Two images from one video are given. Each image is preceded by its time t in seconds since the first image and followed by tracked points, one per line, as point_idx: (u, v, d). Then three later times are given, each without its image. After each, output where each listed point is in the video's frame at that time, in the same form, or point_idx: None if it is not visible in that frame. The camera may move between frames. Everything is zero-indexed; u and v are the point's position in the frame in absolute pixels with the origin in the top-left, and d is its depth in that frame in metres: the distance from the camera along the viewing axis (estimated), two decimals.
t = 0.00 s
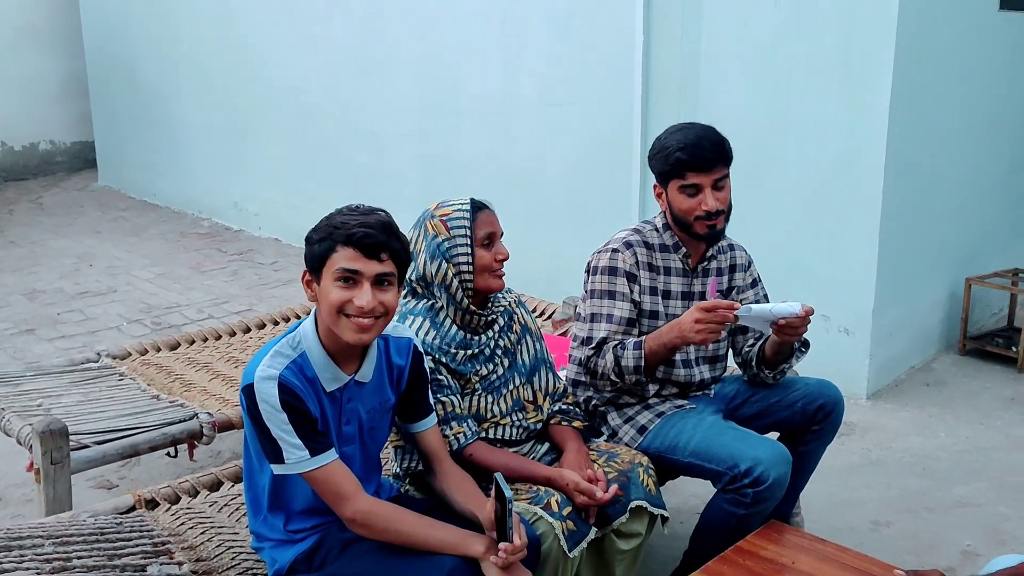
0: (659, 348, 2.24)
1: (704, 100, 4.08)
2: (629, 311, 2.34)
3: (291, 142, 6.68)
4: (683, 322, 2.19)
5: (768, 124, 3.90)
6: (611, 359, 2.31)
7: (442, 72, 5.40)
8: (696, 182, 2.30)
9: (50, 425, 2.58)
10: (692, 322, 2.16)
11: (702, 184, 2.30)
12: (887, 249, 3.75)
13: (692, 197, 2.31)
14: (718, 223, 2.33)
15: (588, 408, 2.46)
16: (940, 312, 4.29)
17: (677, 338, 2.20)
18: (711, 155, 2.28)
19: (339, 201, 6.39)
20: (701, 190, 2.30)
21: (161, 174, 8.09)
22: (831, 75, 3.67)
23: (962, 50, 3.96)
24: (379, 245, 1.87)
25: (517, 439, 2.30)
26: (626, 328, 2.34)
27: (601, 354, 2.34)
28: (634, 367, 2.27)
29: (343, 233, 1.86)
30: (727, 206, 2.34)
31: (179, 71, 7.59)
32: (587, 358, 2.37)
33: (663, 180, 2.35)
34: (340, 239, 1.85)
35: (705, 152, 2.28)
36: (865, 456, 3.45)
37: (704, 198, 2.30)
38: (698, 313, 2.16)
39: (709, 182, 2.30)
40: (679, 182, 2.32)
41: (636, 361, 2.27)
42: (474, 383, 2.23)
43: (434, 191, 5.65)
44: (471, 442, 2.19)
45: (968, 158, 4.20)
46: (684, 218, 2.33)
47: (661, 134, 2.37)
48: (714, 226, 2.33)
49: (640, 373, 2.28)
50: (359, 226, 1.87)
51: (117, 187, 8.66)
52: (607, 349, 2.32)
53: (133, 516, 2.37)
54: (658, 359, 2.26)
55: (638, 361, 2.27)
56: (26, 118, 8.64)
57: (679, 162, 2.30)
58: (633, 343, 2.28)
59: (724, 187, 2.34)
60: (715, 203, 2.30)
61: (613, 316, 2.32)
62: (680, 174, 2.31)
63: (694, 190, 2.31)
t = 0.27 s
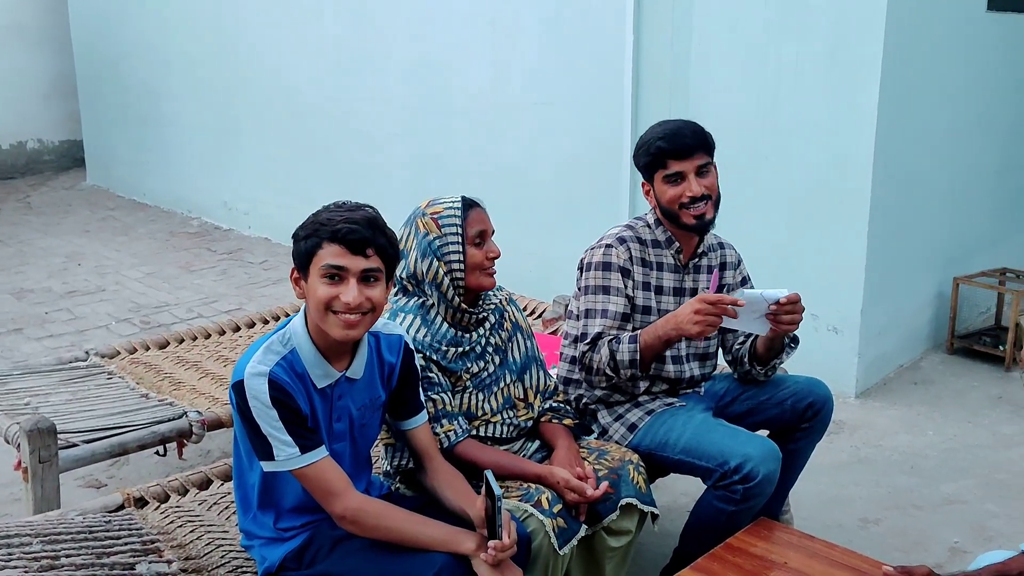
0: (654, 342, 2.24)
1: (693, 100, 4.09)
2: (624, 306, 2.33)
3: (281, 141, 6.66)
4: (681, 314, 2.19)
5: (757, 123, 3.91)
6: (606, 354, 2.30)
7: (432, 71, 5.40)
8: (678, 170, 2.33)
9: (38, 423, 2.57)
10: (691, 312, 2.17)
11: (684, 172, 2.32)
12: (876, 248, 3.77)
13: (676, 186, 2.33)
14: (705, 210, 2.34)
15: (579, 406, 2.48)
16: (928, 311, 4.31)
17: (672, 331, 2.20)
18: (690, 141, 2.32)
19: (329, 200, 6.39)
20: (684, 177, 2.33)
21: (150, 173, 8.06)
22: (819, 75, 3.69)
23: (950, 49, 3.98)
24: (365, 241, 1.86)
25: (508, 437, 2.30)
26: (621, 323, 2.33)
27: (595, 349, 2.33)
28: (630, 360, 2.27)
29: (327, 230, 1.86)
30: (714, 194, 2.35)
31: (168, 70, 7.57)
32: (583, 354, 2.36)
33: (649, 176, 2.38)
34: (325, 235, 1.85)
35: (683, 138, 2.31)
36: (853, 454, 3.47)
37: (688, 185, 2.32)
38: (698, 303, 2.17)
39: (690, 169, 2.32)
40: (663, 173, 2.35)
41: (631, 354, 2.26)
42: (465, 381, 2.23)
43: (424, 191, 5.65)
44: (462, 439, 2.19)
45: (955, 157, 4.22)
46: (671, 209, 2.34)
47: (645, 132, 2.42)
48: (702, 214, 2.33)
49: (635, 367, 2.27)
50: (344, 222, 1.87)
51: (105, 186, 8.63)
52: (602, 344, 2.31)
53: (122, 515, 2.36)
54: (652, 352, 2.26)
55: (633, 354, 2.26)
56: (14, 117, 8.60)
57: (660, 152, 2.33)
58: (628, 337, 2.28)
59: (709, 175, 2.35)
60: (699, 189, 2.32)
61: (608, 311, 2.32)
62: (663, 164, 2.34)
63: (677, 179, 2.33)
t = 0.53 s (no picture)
0: (642, 339, 2.24)
1: (681, 100, 4.11)
2: (614, 304, 2.34)
3: (269, 142, 6.65)
4: (670, 314, 2.20)
5: (745, 124, 3.93)
6: (594, 350, 2.31)
7: (421, 71, 5.40)
8: (669, 167, 2.34)
9: (25, 423, 2.56)
10: (680, 311, 2.19)
11: (675, 169, 2.34)
12: (862, 248, 3.79)
13: (666, 182, 2.35)
14: (694, 209, 2.35)
15: (568, 404, 2.50)
16: (914, 311, 4.34)
17: (661, 330, 2.22)
18: (682, 140, 2.34)
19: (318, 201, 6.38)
20: (674, 175, 2.34)
21: (138, 173, 8.04)
22: (806, 76, 3.71)
23: (936, 51, 4.01)
24: (352, 240, 1.86)
25: (497, 434, 2.31)
26: (610, 320, 2.35)
27: (583, 345, 2.35)
28: (616, 358, 2.27)
29: (314, 230, 1.86)
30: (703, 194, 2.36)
31: (156, 71, 7.55)
32: (571, 350, 2.37)
33: (641, 173, 2.40)
34: (312, 235, 1.85)
35: (676, 137, 2.33)
36: (840, 452, 3.49)
37: (677, 183, 2.34)
38: (688, 304, 2.19)
39: (681, 169, 2.34)
40: (654, 170, 2.36)
41: (618, 352, 2.27)
42: (454, 379, 2.25)
43: (413, 192, 5.65)
44: (451, 437, 2.20)
45: (941, 158, 4.25)
46: (659, 205, 2.36)
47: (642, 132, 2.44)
48: (689, 212, 2.34)
49: (622, 364, 2.28)
50: (331, 222, 1.87)
51: (92, 186, 8.59)
52: (590, 340, 2.32)
53: (109, 513, 2.36)
54: (639, 350, 2.27)
55: (620, 352, 2.27)
56: None
57: (653, 149, 2.35)
58: (616, 334, 2.28)
59: (700, 174, 2.37)
60: (688, 187, 2.33)
61: (598, 308, 2.33)
62: (655, 161, 2.36)
63: (668, 176, 2.35)
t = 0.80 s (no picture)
0: (632, 335, 2.24)
1: (669, 100, 4.11)
2: (606, 301, 2.34)
3: (257, 143, 6.63)
4: (661, 307, 2.20)
5: (733, 123, 3.94)
6: (586, 347, 2.30)
7: (409, 72, 5.39)
8: (660, 168, 2.34)
9: (10, 421, 2.51)
10: (672, 305, 2.19)
11: (666, 171, 2.34)
12: (850, 247, 3.80)
13: (656, 183, 2.35)
14: (682, 212, 2.35)
15: (557, 400, 2.49)
16: (901, 310, 4.35)
17: (652, 324, 2.21)
18: (675, 142, 2.32)
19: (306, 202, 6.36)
20: (664, 177, 2.34)
21: (124, 175, 8.00)
22: (793, 75, 3.72)
23: (922, 51, 4.03)
24: (338, 232, 1.86)
25: (485, 432, 2.30)
26: (602, 317, 2.35)
27: (576, 342, 2.34)
28: (608, 354, 2.28)
29: (299, 222, 1.85)
30: (693, 197, 2.36)
31: (142, 72, 7.52)
32: (563, 346, 2.37)
33: (635, 170, 2.41)
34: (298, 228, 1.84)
35: (669, 139, 2.32)
36: (828, 450, 3.49)
37: (667, 185, 2.34)
38: (681, 296, 2.19)
39: (671, 171, 2.34)
40: (646, 170, 2.37)
41: (610, 347, 2.27)
42: (441, 375, 2.24)
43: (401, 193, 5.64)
44: (438, 435, 2.18)
45: (927, 158, 4.27)
46: (648, 205, 2.37)
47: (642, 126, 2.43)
48: (677, 215, 2.34)
49: (614, 360, 2.28)
50: (317, 214, 1.86)
51: (78, 188, 8.54)
52: (582, 337, 2.32)
53: (95, 512, 2.34)
54: (631, 347, 2.27)
55: (612, 347, 2.27)
56: None
57: (646, 149, 2.35)
58: (608, 330, 2.28)
59: (692, 178, 2.36)
60: (677, 190, 2.33)
61: (590, 306, 2.32)
62: (647, 161, 2.36)
63: (658, 177, 2.35)
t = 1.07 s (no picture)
0: (615, 327, 2.24)
1: (658, 101, 4.13)
2: (591, 296, 2.35)
3: (246, 144, 6.62)
4: (644, 301, 2.21)
5: (721, 123, 3.95)
6: (570, 340, 2.31)
7: (398, 73, 5.39)
8: (634, 170, 2.36)
9: None
10: (657, 296, 2.20)
11: (639, 174, 2.35)
12: (838, 246, 3.82)
13: (631, 184, 2.38)
14: (654, 215, 2.36)
15: (549, 396, 2.48)
16: (889, 309, 4.37)
17: (634, 316, 2.21)
18: (648, 147, 2.32)
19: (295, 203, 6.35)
20: (638, 179, 2.36)
21: (112, 177, 7.97)
22: (780, 75, 3.74)
23: (909, 51, 4.05)
24: (329, 227, 1.86)
25: (475, 429, 2.31)
26: (588, 311, 2.35)
27: (561, 336, 2.34)
28: (593, 347, 2.27)
29: (290, 218, 1.85)
30: (667, 201, 2.36)
31: (130, 74, 7.49)
32: (550, 341, 2.37)
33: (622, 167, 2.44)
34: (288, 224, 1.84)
35: (641, 142, 2.32)
36: (818, 448, 3.51)
37: (638, 188, 2.36)
38: (665, 288, 2.21)
39: (643, 175, 2.35)
40: (625, 170, 2.39)
41: (593, 341, 2.26)
42: (431, 374, 2.23)
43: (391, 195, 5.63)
44: (429, 433, 2.19)
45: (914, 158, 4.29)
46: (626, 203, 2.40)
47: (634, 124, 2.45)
48: (648, 219, 2.36)
49: (599, 354, 2.27)
50: (307, 210, 1.86)
51: (66, 191, 8.51)
52: (567, 331, 2.32)
53: (83, 512, 2.33)
54: (613, 340, 2.26)
55: (595, 340, 2.26)
56: None
57: (621, 150, 2.37)
58: (593, 323, 2.28)
59: (667, 181, 2.35)
60: (647, 194, 2.34)
61: (575, 301, 2.33)
62: (624, 162, 2.38)
63: (633, 179, 2.37)
